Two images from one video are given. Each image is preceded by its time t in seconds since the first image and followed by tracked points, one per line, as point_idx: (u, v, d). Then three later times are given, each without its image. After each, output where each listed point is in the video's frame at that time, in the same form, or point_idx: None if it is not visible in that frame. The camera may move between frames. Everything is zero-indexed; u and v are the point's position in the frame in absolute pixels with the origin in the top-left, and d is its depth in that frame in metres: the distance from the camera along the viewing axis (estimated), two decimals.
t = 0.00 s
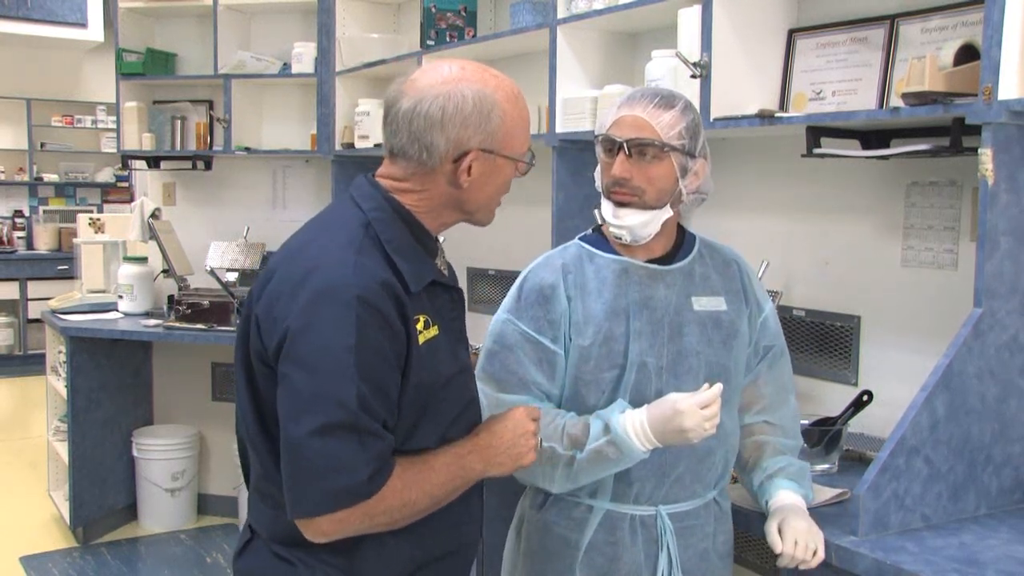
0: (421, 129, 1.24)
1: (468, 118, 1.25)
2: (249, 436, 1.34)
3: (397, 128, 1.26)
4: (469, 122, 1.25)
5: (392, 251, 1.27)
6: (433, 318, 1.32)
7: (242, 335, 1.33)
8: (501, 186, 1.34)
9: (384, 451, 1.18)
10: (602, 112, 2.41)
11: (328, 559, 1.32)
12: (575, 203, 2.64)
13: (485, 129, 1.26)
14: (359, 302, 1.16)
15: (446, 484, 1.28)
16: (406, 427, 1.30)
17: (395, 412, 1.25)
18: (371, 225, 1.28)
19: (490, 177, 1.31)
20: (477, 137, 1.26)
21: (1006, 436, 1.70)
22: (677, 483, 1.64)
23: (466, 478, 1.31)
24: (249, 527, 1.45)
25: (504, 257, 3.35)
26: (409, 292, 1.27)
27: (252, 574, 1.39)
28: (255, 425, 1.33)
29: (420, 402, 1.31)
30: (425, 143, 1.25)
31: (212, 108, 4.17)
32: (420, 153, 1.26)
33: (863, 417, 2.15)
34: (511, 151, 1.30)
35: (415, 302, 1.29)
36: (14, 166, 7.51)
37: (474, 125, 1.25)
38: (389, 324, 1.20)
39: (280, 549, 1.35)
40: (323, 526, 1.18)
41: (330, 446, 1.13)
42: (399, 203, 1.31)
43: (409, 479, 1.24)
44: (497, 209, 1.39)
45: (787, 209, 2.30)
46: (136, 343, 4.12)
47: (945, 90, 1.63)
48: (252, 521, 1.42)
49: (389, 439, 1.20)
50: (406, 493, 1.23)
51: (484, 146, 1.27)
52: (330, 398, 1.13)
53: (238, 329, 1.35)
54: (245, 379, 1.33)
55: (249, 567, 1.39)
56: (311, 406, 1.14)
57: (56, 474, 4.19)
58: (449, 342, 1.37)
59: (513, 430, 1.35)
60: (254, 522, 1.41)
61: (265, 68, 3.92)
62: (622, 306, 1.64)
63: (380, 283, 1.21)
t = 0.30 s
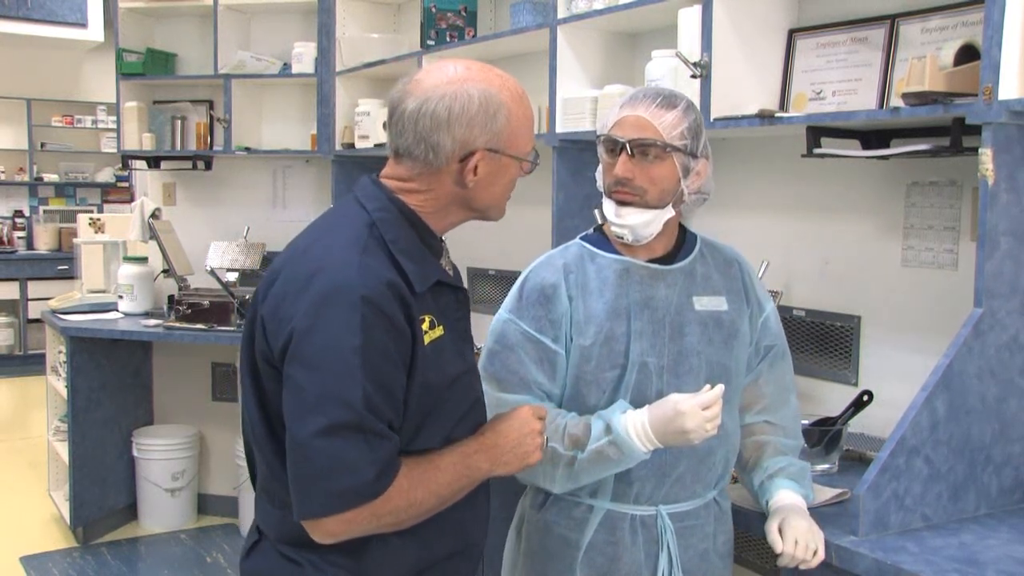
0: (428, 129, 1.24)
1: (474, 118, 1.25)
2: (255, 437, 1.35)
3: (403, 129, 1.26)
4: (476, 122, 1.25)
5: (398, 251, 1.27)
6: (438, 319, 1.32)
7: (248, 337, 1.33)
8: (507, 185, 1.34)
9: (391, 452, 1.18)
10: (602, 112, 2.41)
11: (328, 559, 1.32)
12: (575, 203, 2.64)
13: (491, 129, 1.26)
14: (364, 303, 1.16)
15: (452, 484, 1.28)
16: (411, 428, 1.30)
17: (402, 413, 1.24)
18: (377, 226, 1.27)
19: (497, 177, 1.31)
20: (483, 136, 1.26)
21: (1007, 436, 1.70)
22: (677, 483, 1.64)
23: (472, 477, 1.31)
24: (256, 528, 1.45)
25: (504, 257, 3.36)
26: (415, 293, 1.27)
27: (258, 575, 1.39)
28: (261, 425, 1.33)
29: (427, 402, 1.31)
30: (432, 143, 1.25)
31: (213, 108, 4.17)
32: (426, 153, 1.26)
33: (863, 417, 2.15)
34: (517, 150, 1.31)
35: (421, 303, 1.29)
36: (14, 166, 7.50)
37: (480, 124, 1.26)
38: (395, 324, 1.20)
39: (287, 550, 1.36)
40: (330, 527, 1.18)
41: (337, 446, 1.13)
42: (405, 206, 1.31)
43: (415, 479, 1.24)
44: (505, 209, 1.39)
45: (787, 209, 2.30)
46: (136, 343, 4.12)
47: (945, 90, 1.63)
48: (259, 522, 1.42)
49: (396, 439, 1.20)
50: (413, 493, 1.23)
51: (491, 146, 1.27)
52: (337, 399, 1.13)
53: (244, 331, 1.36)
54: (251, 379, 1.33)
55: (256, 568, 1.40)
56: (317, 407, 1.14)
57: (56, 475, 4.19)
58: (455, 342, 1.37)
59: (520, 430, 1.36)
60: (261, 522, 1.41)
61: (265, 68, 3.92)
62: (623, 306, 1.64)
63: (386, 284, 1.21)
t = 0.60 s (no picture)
0: (436, 131, 1.24)
1: (481, 118, 1.25)
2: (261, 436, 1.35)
3: (409, 130, 1.26)
4: (482, 122, 1.25)
5: (403, 250, 1.27)
6: (443, 319, 1.31)
7: (255, 336, 1.34)
8: (512, 186, 1.34)
9: (397, 451, 1.18)
10: (601, 112, 2.41)
11: (328, 557, 1.32)
12: (575, 203, 2.64)
13: (498, 129, 1.26)
14: (372, 303, 1.16)
15: (457, 482, 1.28)
16: (418, 428, 1.29)
17: (409, 413, 1.24)
18: (382, 226, 1.27)
19: (502, 177, 1.31)
20: (489, 137, 1.26)
21: (1007, 436, 1.70)
22: (677, 482, 1.64)
23: (478, 477, 1.31)
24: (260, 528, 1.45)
25: (504, 257, 3.35)
26: (421, 293, 1.27)
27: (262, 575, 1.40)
28: (266, 424, 1.33)
29: (431, 402, 1.30)
30: (439, 145, 1.25)
31: (213, 108, 4.17)
32: (433, 154, 1.25)
33: (863, 417, 2.15)
34: (523, 151, 1.30)
35: (427, 303, 1.28)
36: (14, 166, 7.50)
37: (487, 125, 1.25)
38: (400, 322, 1.20)
39: (292, 549, 1.36)
40: (338, 527, 1.18)
41: (344, 446, 1.13)
42: (410, 206, 1.31)
43: (422, 479, 1.24)
44: (511, 208, 1.38)
45: (787, 210, 2.30)
46: (136, 343, 4.12)
47: (945, 90, 1.63)
48: (264, 521, 1.42)
49: (403, 440, 1.19)
50: (420, 493, 1.23)
51: (497, 146, 1.27)
52: (344, 399, 1.13)
53: (250, 331, 1.36)
54: (255, 378, 1.33)
55: (260, 568, 1.40)
56: (324, 407, 1.14)
57: (56, 474, 4.19)
58: (460, 342, 1.36)
59: (524, 429, 1.36)
60: (266, 522, 1.41)
61: (265, 68, 3.92)
62: (624, 304, 1.64)
63: (393, 284, 1.20)
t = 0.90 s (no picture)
0: (438, 132, 1.24)
1: (484, 119, 1.25)
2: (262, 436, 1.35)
3: (411, 131, 1.26)
4: (484, 123, 1.25)
5: (405, 251, 1.26)
6: (444, 320, 1.31)
7: (256, 336, 1.34)
8: (514, 186, 1.34)
9: (397, 452, 1.18)
10: (601, 112, 2.42)
11: (328, 557, 1.32)
12: (575, 203, 2.63)
13: (500, 130, 1.27)
14: (373, 304, 1.16)
15: (457, 481, 1.29)
16: (419, 428, 1.29)
17: (410, 415, 1.24)
18: (384, 227, 1.27)
19: (504, 177, 1.31)
20: (491, 138, 1.26)
21: (1007, 436, 1.70)
22: (677, 481, 1.64)
23: (479, 477, 1.32)
24: (260, 527, 1.46)
25: (504, 257, 3.36)
26: (422, 293, 1.26)
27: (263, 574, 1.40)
28: (268, 420, 1.33)
29: (434, 403, 1.30)
30: (441, 145, 1.25)
31: (213, 108, 4.17)
32: (435, 155, 1.26)
33: (863, 417, 2.15)
34: (524, 151, 1.31)
35: (428, 303, 1.27)
36: (14, 166, 7.50)
37: (489, 126, 1.26)
38: (402, 324, 1.20)
39: (291, 549, 1.36)
40: (339, 528, 1.17)
41: (345, 447, 1.13)
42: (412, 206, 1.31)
43: (423, 479, 1.24)
44: (512, 208, 1.39)
45: (787, 210, 2.30)
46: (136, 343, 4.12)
47: (945, 90, 1.63)
48: (263, 521, 1.42)
49: (404, 441, 1.19)
50: (421, 494, 1.23)
51: (499, 147, 1.27)
52: (345, 399, 1.13)
53: (251, 330, 1.36)
54: (256, 376, 1.33)
55: (260, 568, 1.40)
56: (325, 408, 1.13)
57: (56, 475, 4.19)
58: (462, 343, 1.35)
59: (525, 430, 1.36)
60: (266, 522, 1.42)
61: (266, 68, 3.92)
62: (627, 304, 1.64)
63: (395, 284, 1.20)
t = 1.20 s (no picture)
0: (419, 132, 1.24)
1: (465, 119, 1.25)
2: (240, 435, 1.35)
3: (393, 131, 1.26)
4: (466, 123, 1.25)
5: (386, 252, 1.26)
6: (426, 320, 1.31)
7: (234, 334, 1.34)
8: (500, 186, 1.33)
9: (373, 453, 1.18)
10: (601, 112, 2.42)
11: (300, 557, 1.32)
12: (575, 203, 2.63)
13: (482, 130, 1.26)
14: (350, 303, 1.16)
15: (437, 482, 1.28)
16: (397, 429, 1.29)
17: (388, 415, 1.24)
18: (365, 227, 1.27)
19: (488, 177, 1.30)
20: (474, 137, 1.26)
21: (1007, 436, 1.70)
22: (676, 481, 1.64)
23: (459, 478, 1.31)
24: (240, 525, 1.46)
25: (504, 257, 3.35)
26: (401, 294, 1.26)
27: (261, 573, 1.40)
28: (248, 421, 1.33)
29: (411, 404, 1.30)
30: (423, 146, 1.25)
31: (213, 108, 4.16)
32: (417, 155, 1.26)
33: (863, 417, 2.15)
34: (508, 151, 1.30)
35: (408, 303, 1.28)
36: (14, 166, 7.49)
37: (471, 125, 1.25)
38: (380, 324, 1.19)
39: (269, 549, 1.36)
40: (314, 528, 1.18)
41: (320, 447, 1.13)
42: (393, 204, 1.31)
43: (401, 480, 1.24)
44: (499, 209, 1.38)
45: (787, 210, 2.30)
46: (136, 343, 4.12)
47: (945, 90, 1.63)
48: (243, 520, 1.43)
49: (380, 442, 1.20)
50: (399, 494, 1.23)
51: (482, 147, 1.27)
52: (321, 398, 1.13)
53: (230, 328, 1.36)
54: (236, 375, 1.33)
55: (239, 565, 1.41)
56: (302, 408, 1.14)
57: (56, 475, 4.19)
58: (444, 344, 1.36)
59: (507, 431, 1.36)
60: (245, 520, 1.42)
61: (265, 68, 3.91)
62: (628, 304, 1.64)
63: (373, 284, 1.20)
